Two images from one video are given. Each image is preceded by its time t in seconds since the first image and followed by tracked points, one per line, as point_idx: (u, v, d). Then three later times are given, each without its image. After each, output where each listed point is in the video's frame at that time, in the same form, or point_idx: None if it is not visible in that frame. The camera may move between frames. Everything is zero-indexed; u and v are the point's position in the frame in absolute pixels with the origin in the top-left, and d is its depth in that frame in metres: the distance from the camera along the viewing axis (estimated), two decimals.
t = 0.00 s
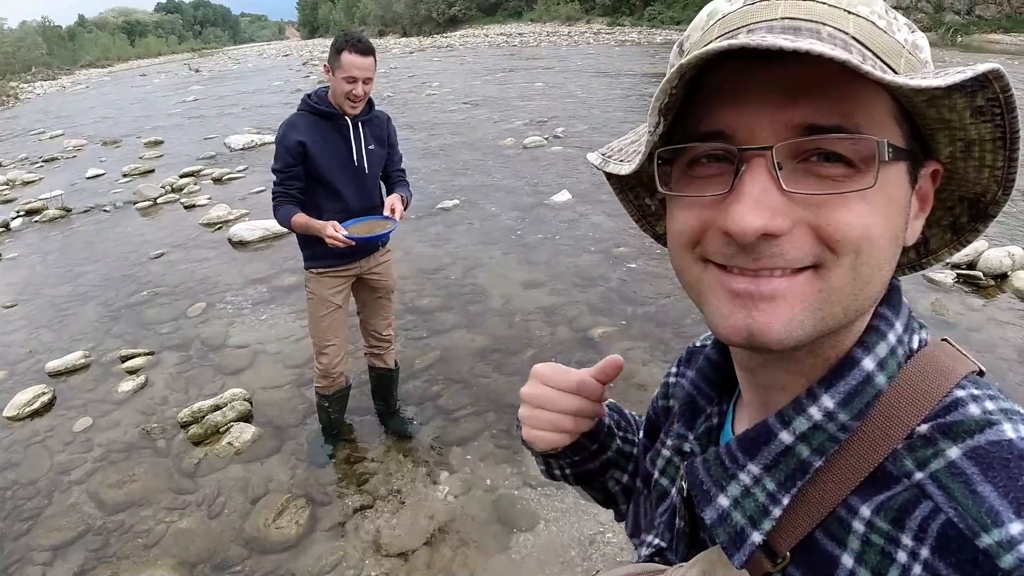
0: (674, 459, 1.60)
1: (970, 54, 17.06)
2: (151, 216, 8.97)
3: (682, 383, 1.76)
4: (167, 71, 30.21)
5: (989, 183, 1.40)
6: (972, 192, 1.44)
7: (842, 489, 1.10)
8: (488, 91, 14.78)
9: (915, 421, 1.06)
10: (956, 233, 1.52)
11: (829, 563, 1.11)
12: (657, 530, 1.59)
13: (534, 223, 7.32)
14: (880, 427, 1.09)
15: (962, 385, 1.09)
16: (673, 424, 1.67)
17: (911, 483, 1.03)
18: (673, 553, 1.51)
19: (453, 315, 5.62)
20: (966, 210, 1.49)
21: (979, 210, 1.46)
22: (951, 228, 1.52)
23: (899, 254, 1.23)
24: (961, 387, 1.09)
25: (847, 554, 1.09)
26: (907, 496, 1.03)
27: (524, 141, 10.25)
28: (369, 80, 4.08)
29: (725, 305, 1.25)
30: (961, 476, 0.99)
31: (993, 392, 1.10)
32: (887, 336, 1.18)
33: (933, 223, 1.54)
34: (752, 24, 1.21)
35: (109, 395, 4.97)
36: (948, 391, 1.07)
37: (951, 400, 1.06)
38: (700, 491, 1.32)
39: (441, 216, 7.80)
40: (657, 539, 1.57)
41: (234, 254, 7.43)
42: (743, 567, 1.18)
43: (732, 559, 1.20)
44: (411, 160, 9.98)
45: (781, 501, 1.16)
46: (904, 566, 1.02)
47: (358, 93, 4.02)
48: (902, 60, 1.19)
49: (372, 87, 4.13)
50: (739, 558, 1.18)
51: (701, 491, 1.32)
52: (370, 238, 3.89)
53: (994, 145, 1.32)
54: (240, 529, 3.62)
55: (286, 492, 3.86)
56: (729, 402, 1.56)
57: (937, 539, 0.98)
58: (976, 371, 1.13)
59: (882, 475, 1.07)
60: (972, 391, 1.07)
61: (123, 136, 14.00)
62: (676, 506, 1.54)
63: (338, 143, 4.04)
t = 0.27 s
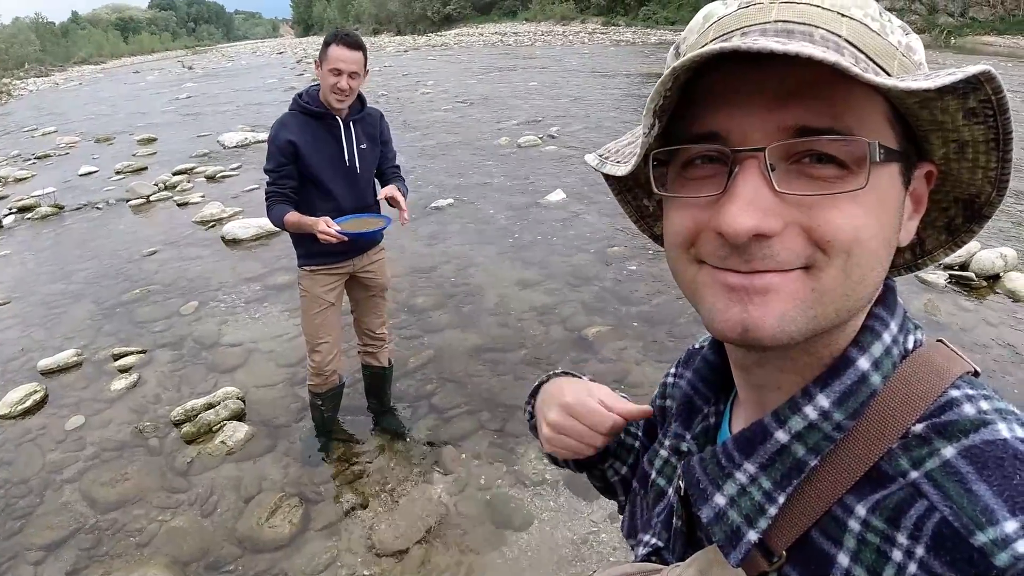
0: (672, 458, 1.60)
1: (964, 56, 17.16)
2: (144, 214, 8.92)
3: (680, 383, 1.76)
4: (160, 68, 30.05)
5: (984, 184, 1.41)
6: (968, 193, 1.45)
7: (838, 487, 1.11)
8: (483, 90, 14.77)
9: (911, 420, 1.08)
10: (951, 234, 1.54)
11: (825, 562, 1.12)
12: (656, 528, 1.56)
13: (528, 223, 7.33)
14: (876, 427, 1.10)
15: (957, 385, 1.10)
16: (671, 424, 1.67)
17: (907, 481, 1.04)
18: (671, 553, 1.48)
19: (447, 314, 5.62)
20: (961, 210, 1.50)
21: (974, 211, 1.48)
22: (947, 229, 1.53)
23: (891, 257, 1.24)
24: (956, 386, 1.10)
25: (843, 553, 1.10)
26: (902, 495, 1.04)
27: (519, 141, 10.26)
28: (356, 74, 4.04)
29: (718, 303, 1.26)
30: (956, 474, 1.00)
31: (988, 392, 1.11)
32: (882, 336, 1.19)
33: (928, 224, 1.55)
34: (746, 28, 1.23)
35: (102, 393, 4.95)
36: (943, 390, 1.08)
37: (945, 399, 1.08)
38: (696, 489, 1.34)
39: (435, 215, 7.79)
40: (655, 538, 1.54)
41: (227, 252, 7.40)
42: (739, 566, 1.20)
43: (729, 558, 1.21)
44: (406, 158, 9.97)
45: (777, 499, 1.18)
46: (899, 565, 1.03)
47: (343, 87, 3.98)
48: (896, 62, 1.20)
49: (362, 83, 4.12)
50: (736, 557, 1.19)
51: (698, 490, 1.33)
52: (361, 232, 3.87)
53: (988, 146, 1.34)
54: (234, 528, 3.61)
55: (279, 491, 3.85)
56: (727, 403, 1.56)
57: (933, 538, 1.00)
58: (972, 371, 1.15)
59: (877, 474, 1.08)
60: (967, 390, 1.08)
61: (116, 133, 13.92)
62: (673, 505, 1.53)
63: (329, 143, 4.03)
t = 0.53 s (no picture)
0: (673, 461, 1.60)
1: (961, 56, 17.21)
2: (140, 212, 8.89)
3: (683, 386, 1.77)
4: (157, 65, 29.94)
5: (990, 191, 1.33)
6: (981, 199, 1.36)
7: (840, 492, 1.11)
8: (480, 89, 14.75)
9: (914, 425, 1.07)
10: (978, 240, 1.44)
11: (826, 566, 1.12)
12: (657, 531, 1.56)
13: (526, 222, 7.32)
14: (878, 433, 1.10)
15: (960, 391, 1.10)
16: (673, 428, 1.67)
17: (909, 486, 1.04)
18: (672, 555, 1.49)
19: (444, 314, 5.61)
20: (984, 217, 1.40)
21: (993, 218, 1.38)
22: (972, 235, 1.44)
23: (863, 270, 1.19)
24: (960, 392, 1.10)
25: (844, 557, 1.09)
26: (905, 500, 1.04)
27: (516, 140, 10.24)
28: (354, 62, 4.04)
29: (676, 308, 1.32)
30: (959, 480, 1.00)
31: (990, 398, 1.11)
32: (885, 341, 1.19)
33: (950, 232, 1.48)
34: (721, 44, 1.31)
35: (97, 392, 4.93)
36: (946, 395, 1.09)
37: (949, 405, 1.08)
38: (699, 492, 1.34)
39: (432, 214, 7.78)
40: (656, 541, 1.54)
41: (224, 251, 7.38)
42: (741, 569, 1.21)
43: (732, 561, 1.22)
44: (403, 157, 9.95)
45: (779, 504, 1.18)
46: (901, 570, 1.03)
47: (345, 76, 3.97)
48: (840, 76, 1.17)
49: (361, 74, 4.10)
50: (738, 560, 1.21)
51: (701, 493, 1.33)
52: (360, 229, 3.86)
53: (981, 152, 1.25)
54: (229, 528, 3.60)
55: (275, 491, 3.84)
56: (729, 406, 1.56)
57: (935, 543, 1.00)
58: (974, 376, 1.15)
59: (879, 478, 1.08)
60: (970, 396, 1.09)
61: (112, 131, 13.87)
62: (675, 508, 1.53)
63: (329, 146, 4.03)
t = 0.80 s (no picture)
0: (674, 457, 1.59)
1: (959, 57, 17.22)
2: (137, 212, 8.88)
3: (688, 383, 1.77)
4: (155, 64, 29.87)
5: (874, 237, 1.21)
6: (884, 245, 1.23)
7: (839, 491, 1.12)
8: (478, 88, 14.73)
9: (913, 427, 1.07)
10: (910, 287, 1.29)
11: (825, 563, 1.14)
12: (656, 526, 1.56)
13: (523, 222, 7.32)
14: (876, 434, 1.09)
15: (961, 392, 1.09)
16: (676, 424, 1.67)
17: (908, 487, 1.05)
18: (673, 550, 1.50)
19: (441, 314, 5.61)
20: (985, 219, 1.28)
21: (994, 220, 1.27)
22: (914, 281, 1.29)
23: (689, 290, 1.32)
24: (960, 394, 1.09)
25: (842, 556, 1.11)
26: (904, 500, 1.05)
27: (514, 139, 10.24)
28: (365, 74, 4.09)
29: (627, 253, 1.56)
30: (958, 481, 1.00)
31: (993, 400, 1.10)
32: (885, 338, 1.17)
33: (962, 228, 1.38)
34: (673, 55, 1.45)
35: (94, 391, 4.92)
36: (946, 397, 1.08)
37: (949, 407, 1.07)
38: (698, 489, 1.34)
39: (430, 213, 7.78)
40: (656, 535, 1.54)
41: (221, 250, 7.37)
42: (741, 565, 1.22)
43: (732, 557, 1.24)
44: (401, 156, 9.94)
45: (778, 502, 1.19)
46: (899, 569, 1.05)
47: (358, 87, 4.01)
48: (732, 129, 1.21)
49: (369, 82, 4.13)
50: (738, 557, 1.22)
51: (699, 490, 1.34)
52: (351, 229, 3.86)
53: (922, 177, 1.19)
54: (226, 527, 3.59)
55: (272, 491, 3.84)
56: (732, 403, 1.57)
57: (933, 544, 1.00)
58: (977, 378, 1.14)
59: (878, 478, 1.08)
60: (971, 398, 1.08)
61: (109, 130, 13.84)
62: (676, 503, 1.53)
63: (325, 149, 4.04)
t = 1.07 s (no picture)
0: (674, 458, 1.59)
1: (959, 55, 17.21)
2: (136, 211, 8.88)
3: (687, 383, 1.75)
4: (154, 64, 29.85)
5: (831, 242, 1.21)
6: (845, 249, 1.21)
7: (837, 493, 1.13)
8: (477, 88, 14.73)
9: (911, 430, 1.07)
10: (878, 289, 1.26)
11: (824, 564, 1.15)
12: (658, 527, 1.58)
13: (523, 221, 7.32)
14: (874, 437, 1.10)
15: (960, 395, 1.09)
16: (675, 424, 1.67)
17: (906, 490, 1.05)
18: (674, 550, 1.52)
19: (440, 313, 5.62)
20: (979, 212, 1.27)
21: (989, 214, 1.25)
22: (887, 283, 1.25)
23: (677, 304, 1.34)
24: (959, 397, 1.09)
25: (840, 558, 1.13)
26: (902, 502, 1.05)
27: (513, 139, 10.24)
28: (369, 84, 4.06)
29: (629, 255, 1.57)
30: (956, 484, 1.01)
31: (991, 403, 1.11)
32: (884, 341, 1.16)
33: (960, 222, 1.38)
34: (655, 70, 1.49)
35: (94, 391, 4.93)
36: (945, 401, 1.08)
37: (948, 410, 1.07)
38: (697, 492, 1.35)
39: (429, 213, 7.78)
40: (657, 536, 1.56)
41: (221, 250, 7.37)
42: (741, 566, 1.24)
43: (732, 559, 1.25)
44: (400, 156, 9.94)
45: (777, 505, 1.19)
46: (897, 570, 1.06)
47: (360, 98, 4.02)
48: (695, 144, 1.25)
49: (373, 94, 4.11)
50: (738, 559, 1.23)
51: (698, 493, 1.34)
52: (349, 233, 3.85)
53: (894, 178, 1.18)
54: (226, 526, 3.60)
55: (272, 490, 3.84)
56: (732, 405, 1.57)
57: (930, 546, 1.01)
58: (975, 381, 1.14)
59: (877, 481, 1.09)
60: (970, 402, 1.08)
61: (109, 130, 13.84)
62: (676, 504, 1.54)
63: (326, 156, 4.07)
